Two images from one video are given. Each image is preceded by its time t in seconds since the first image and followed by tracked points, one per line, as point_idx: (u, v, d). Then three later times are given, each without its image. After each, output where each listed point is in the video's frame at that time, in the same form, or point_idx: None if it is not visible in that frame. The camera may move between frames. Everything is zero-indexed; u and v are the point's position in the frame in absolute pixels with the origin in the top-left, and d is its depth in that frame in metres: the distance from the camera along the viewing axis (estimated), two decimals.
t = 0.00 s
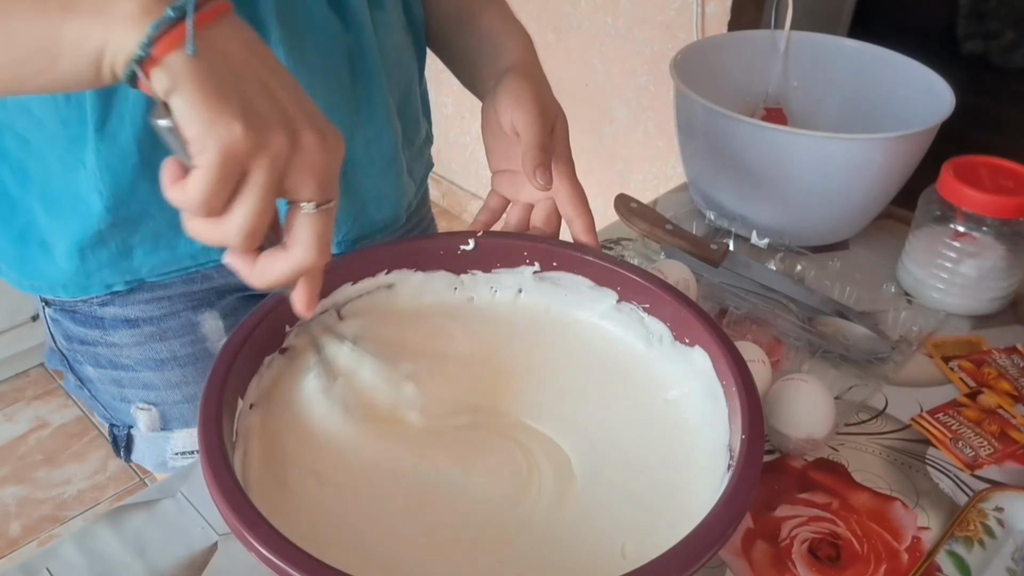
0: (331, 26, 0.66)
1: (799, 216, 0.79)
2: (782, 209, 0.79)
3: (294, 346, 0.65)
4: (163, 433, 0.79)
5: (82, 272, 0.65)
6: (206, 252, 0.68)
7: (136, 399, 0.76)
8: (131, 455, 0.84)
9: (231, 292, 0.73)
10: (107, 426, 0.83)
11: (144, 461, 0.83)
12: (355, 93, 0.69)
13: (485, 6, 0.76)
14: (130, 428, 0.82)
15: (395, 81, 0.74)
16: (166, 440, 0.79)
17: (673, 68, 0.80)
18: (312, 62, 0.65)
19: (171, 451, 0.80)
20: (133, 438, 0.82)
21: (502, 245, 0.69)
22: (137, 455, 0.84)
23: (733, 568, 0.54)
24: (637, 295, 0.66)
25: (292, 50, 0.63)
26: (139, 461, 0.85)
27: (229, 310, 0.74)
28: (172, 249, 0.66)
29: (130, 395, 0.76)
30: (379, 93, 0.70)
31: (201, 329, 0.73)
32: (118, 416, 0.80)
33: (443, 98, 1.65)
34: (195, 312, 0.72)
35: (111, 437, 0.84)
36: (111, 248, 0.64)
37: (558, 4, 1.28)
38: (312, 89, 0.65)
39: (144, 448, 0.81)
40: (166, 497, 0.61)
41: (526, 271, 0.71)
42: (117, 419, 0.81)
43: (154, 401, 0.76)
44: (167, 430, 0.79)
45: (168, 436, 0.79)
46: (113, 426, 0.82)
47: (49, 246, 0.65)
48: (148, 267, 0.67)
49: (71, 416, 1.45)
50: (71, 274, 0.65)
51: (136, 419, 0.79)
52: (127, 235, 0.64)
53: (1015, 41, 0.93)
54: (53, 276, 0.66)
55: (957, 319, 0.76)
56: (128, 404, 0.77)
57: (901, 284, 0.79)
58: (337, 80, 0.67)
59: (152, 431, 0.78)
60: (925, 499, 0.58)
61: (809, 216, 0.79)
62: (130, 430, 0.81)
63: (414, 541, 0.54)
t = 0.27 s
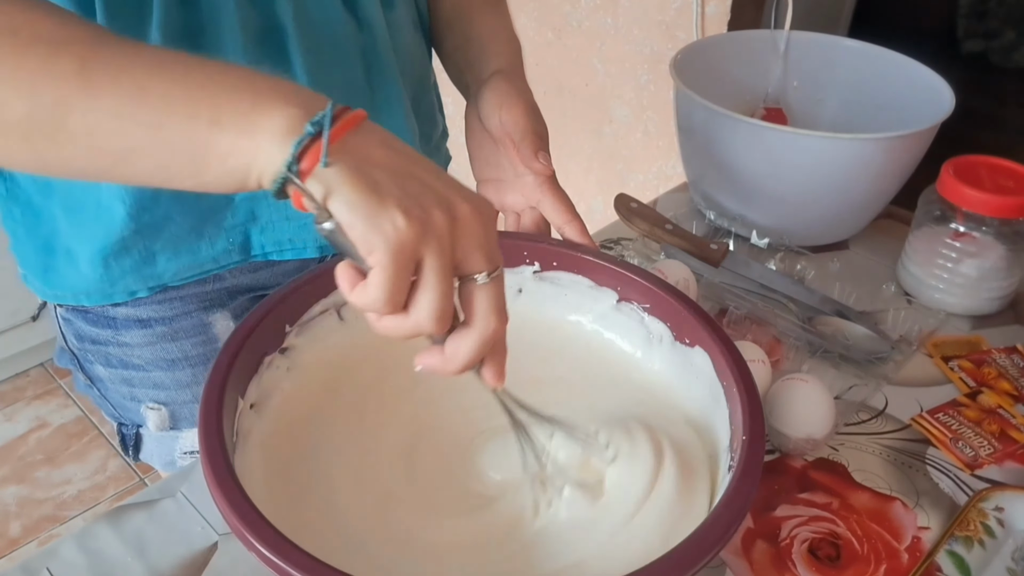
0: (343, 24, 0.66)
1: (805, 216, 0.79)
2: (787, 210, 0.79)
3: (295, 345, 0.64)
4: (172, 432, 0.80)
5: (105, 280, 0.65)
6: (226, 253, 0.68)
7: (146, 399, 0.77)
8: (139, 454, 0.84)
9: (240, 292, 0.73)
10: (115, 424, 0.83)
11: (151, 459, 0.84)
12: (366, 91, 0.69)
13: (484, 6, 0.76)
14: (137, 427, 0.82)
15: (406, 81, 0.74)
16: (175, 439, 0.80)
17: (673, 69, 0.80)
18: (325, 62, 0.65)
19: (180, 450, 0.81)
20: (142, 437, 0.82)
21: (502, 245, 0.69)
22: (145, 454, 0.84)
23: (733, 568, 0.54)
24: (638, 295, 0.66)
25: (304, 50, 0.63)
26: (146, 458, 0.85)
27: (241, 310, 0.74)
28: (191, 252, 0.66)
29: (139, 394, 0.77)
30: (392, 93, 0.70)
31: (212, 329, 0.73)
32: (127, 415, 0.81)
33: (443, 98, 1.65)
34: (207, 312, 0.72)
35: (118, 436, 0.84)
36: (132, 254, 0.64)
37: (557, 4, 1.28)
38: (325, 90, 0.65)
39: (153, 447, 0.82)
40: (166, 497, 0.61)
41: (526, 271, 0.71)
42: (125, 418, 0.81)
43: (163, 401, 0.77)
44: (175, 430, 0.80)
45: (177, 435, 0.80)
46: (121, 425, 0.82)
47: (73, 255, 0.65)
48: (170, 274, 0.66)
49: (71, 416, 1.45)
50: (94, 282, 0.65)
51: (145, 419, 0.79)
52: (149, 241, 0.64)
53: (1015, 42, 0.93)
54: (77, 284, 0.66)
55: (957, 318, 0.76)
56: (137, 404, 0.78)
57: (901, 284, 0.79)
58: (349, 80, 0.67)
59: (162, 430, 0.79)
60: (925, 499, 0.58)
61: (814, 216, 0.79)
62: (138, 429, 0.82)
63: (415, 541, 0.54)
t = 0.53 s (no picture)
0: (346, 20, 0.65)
1: (801, 215, 0.79)
2: (783, 209, 0.79)
3: (295, 345, 0.65)
4: (166, 422, 0.79)
5: (104, 266, 0.65)
6: (224, 241, 0.69)
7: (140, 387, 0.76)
8: (133, 443, 0.84)
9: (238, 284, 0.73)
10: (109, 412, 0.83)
11: (145, 449, 0.83)
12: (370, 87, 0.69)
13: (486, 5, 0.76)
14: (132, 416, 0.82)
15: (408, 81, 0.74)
16: (168, 428, 0.80)
17: (673, 68, 0.80)
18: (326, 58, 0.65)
19: (174, 441, 0.80)
20: (137, 426, 0.81)
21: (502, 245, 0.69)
22: (139, 444, 0.83)
23: (733, 568, 0.54)
24: (638, 295, 0.66)
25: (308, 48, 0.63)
26: (141, 448, 0.85)
27: (235, 301, 0.74)
28: (190, 241, 0.67)
29: (134, 384, 0.76)
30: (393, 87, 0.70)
31: (207, 320, 0.73)
32: (122, 405, 0.80)
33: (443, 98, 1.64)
34: (200, 303, 0.72)
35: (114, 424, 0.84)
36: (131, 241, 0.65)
37: (557, 4, 1.28)
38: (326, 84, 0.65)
39: (146, 435, 0.81)
40: (166, 497, 0.61)
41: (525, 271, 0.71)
42: (120, 407, 0.81)
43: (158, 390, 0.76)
44: (169, 420, 0.79)
45: (170, 425, 0.79)
46: (116, 414, 0.82)
47: (71, 241, 0.65)
48: (168, 259, 0.67)
49: (71, 416, 1.45)
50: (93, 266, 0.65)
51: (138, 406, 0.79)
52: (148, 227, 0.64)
53: (1015, 41, 0.91)
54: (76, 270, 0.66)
55: (958, 318, 0.75)
56: (132, 393, 0.78)
57: (901, 284, 0.79)
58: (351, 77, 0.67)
59: (156, 419, 0.79)
60: (926, 499, 0.58)
61: (812, 216, 0.79)
62: (133, 418, 0.81)
63: (415, 541, 0.54)
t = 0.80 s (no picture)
0: (337, 18, 0.65)
1: (798, 215, 0.79)
2: (780, 208, 0.79)
3: (295, 345, 0.65)
4: (166, 419, 0.79)
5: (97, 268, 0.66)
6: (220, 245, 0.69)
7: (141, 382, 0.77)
8: (134, 438, 0.84)
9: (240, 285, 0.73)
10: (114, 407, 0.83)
11: (146, 444, 0.84)
12: (362, 87, 0.69)
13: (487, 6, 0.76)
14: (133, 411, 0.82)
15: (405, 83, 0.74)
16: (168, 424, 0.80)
17: (673, 68, 0.80)
18: (320, 63, 0.66)
19: (174, 437, 0.80)
20: (138, 421, 0.82)
21: (503, 245, 0.69)
22: (140, 438, 0.84)
23: (733, 568, 0.54)
24: (638, 295, 0.66)
25: (300, 49, 0.64)
26: (142, 443, 0.85)
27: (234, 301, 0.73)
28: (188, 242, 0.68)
29: (134, 379, 0.77)
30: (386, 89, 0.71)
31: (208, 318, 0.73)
32: (123, 400, 0.81)
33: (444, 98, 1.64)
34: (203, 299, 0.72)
35: (116, 420, 0.84)
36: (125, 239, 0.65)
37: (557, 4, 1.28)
38: (318, 91, 0.66)
39: (147, 431, 0.81)
40: (166, 497, 0.61)
41: (527, 271, 0.70)
42: (122, 402, 0.82)
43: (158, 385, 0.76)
44: (169, 416, 0.79)
45: (170, 421, 0.79)
46: (118, 409, 0.82)
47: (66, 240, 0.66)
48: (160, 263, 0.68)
49: (71, 416, 1.45)
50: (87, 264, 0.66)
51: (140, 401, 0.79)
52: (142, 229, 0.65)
53: (1015, 40, 0.90)
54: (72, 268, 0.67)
55: (957, 318, 0.76)
56: (133, 388, 0.78)
57: (901, 284, 0.79)
58: (341, 77, 0.67)
59: (156, 415, 0.79)
60: (926, 498, 0.58)
61: (809, 215, 0.79)
62: (135, 413, 0.82)
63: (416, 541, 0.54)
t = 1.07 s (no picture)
0: (337, 27, 0.67)
1: (806, 218, 0.79)
2: (789, 212, 0.79)
3: (295, 345, 0.65)
4: (179, 440, 0.82)
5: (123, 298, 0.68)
6: (234, 265, 0.70)
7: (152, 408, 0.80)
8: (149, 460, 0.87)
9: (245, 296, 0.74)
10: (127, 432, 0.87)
11: (161, 463, 0.87)
12: (365, 89, 0.70)
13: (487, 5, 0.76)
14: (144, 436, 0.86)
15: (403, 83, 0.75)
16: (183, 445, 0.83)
17: (674, 69, 0.80)
18: (325, 70, 0.67)
19: (186, 457, 0.83)
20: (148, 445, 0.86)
21: (503, 245, 0.69)
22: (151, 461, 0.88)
23: (733, 568, 0.53)
24: (638, 295, 0.66)
25: (304, 58, 0.65)
26: (153, 465, 0.89)
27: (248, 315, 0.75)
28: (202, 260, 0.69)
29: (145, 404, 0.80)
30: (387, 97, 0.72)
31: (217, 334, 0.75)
32: (133, 425, 0.84)
33: (444, 97, 1.64)
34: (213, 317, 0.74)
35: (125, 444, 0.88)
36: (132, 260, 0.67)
37: (557, 3, 1.28)
38: (325, 100, 0.67)
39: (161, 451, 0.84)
40: (166, 496, 0.61)
41: (527, 271, 0.71)
42: (131, 428, 0.85)
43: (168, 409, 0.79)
44: (182, 438, 0.82)
45: (182, 443, 0.83)
46: (127, 435, 0.87)
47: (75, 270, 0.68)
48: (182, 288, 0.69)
49: (71, 416, 1.45)
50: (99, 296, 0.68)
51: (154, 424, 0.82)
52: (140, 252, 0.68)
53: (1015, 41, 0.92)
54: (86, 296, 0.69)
55: (958, 318, 0.76)
56: (145, 413, 0.81)
57: (901, 283, 0.79)
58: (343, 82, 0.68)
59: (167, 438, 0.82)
60: (926, 498, 0.58)
61: (817, 219, 0.79)
62: (144, 438, 0.86)
63: (417, 540, 0.54)
